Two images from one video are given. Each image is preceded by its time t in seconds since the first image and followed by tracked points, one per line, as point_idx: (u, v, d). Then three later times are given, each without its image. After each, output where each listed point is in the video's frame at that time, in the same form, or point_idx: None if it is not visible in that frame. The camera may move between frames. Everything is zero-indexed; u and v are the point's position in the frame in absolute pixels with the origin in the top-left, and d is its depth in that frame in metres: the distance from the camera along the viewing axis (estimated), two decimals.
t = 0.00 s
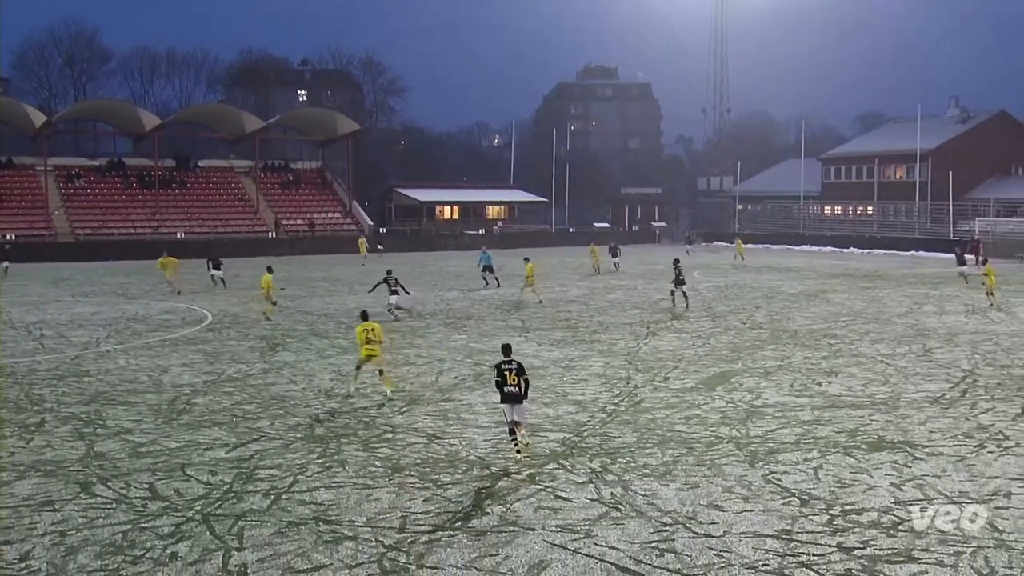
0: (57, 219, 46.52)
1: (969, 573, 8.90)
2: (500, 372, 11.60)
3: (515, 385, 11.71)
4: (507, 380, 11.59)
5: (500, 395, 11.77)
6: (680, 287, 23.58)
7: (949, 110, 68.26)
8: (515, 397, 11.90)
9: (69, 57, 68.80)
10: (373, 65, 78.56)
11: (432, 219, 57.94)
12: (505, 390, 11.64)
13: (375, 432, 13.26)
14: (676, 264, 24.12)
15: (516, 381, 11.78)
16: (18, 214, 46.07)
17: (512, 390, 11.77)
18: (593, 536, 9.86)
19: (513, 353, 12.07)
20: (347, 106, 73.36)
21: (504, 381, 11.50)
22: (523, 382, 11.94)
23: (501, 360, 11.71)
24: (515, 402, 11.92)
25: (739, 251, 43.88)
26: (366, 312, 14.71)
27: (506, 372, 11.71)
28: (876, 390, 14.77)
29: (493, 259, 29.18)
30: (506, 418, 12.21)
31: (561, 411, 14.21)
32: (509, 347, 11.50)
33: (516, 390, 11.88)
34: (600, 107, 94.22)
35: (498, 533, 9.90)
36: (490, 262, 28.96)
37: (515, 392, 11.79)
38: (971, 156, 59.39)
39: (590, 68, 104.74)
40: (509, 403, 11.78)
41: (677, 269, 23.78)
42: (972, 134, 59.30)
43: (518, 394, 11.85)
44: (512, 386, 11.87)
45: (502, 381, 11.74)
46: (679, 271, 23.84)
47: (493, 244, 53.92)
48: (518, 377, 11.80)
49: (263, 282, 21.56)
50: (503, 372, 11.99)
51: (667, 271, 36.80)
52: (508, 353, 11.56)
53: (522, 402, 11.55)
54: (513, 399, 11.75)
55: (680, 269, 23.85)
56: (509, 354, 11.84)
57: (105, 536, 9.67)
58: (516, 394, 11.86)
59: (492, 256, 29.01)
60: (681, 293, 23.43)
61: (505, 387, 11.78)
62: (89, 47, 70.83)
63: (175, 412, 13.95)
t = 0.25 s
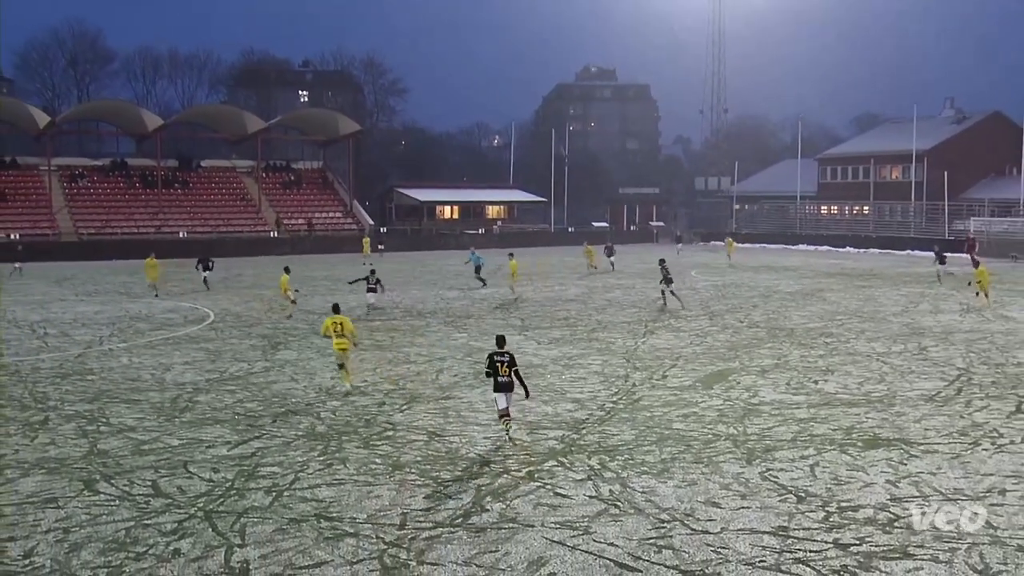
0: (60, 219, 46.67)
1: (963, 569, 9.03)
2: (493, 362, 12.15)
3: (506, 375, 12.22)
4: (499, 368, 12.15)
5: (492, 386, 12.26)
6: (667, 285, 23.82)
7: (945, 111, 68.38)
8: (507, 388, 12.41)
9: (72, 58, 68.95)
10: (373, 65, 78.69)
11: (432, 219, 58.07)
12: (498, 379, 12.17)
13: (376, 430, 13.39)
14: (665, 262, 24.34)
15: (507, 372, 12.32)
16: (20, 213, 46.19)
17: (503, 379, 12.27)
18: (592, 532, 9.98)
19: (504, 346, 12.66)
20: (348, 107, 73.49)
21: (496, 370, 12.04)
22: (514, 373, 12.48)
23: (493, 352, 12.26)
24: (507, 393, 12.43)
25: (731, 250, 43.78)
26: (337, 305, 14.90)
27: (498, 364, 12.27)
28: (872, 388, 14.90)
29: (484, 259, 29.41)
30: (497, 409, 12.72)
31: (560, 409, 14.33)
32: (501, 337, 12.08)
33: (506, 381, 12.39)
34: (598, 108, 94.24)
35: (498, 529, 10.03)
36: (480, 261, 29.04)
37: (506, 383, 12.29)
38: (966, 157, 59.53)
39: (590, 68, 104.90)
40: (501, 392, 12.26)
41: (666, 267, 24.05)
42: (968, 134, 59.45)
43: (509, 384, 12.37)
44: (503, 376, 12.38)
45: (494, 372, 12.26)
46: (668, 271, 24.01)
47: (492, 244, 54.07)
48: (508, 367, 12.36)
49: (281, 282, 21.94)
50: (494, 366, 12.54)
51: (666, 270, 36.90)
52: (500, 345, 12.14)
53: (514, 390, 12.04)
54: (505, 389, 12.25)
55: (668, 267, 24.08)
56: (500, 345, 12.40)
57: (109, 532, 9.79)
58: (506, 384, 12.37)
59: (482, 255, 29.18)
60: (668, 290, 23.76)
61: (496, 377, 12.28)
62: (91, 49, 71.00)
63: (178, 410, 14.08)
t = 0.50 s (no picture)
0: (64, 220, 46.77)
1: (960, 566, 9.11)
2: (487, 351, 12.85)
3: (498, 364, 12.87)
4: (493, 355, 12.84)
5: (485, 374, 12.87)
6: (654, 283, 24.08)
7: (942, 112, 68.43)
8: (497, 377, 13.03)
9: (75, 59, 69.11)
10: (375, 65, 78.78)
11: (433, 219, 58.18)
12: (490, 366, 12.84)
13: (378, 428, 13.48)
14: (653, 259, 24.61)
15: (499, 362, 12.99)
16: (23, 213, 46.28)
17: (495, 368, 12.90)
18: (592, 530, 10.06)
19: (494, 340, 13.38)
20: (350, 108, 73.65)
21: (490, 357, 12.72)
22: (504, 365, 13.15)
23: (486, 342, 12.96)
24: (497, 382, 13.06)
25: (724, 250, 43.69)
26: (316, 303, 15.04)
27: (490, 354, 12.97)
28: (870, 387, 14.98)
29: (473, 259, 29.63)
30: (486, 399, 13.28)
31: (560, 407, 14.43)
32: (493, 326, 12.82)
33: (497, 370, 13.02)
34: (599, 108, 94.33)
35: (499, 527, 10.12)
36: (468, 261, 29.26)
37: (498, 371, 12.93)
38: (963, 157, 59.55)
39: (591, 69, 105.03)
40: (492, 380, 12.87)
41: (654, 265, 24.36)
42: (965, 135, 59.49)
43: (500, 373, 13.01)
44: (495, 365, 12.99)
45: (487, 361, 12.91)
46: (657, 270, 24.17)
47: (493, 244, 54.15)
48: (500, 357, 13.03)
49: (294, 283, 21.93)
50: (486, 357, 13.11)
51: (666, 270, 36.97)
52: (493, 334, 12.88)
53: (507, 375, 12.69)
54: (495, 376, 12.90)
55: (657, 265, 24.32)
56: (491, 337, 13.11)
57: (112, 530, 9.88)
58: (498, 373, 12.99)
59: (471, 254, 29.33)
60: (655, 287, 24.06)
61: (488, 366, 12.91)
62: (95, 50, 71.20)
63: (181, 408, 14.18)
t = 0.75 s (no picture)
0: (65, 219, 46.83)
1: (958, 564, 9.19)
2: (475, 350, 13.12)
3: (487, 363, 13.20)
4: (482, 355, 13.15)
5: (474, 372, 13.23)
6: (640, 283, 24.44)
7: (939, 113, 68.61)
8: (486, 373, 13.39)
9: (76, 59, 69.19)
10: (375, 66, 78.84)
11: (433, 220, 58.30)
12: (480, 365, 13.16)
13: (378, 426, 13.56)
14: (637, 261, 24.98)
15: (488, 360, 13.26)
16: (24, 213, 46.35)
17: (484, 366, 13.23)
18: (591, 528, 10.15)
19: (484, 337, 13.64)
20: (350, 108, 73.75)
21: (478, 358, 13.03)
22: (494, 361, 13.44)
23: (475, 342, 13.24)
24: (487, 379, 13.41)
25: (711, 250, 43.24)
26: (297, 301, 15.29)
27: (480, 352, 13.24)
28: (868, 386, 15.07)
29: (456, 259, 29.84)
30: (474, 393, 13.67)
31: (559, 406, 14.51)
32: (482, 327, 13.11)
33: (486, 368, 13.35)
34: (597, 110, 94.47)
35: (499, 525, 10.20)
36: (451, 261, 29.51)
37: (487, 370, 13.26)
38: (961, 158, 59.65)
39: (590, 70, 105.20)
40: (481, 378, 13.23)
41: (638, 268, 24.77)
42: (962, 135, 59.60)
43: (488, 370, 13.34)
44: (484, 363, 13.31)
45: (476, 360, 13.19)
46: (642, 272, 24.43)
47: (493, 244, 54.22)
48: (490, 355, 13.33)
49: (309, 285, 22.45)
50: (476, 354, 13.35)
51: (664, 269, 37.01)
52: (482, 334, 13.11)
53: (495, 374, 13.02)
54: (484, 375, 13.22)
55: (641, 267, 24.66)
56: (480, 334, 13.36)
57: (114, 528, 9.96)
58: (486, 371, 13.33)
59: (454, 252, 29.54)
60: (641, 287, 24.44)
61: (477, 365, 13.24)
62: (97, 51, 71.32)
63: (182, 407, 14.25)
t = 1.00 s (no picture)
0: (67, 219, 46.90)
1: (955, 562, 9.26)
2: (470, 346, 13.25)
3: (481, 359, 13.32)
4: (475, 351, 13.27)
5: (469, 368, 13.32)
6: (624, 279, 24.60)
7: (937, 112, 68.63)
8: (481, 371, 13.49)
9: (78, 60, 69.30)
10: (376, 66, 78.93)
11: (433, 220, 58.39)
12: (474, 361, 13.27)
13: (379, 425, 13.63)
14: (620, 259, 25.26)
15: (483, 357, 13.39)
16: (26, 213, 46.40)
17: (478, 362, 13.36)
18: (591, 526, 10.22)
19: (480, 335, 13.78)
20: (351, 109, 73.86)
21: (472, 352, 13.15)
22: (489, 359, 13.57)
23: (469, 337, 13.39)
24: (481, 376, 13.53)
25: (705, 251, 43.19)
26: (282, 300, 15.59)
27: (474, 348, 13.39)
28: (866, 385, 15.15)
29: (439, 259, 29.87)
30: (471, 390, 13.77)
31: (559, 405, 14.59)
32: (475, 322, 13.26)
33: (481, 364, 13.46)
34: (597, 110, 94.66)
35: (499, 523, 10.27)
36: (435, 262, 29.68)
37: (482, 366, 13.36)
38: (959, 158, 59.70)
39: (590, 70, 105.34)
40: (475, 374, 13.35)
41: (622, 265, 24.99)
42: (959, 135, 59.67)
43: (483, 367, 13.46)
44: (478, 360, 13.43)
45: (471, 356, 13.33)
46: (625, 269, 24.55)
47: (493, 244, 54.30)
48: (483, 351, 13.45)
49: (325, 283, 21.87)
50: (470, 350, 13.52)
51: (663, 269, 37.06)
52: (475, 329, 13.28)
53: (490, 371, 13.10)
54: (479, 370, 13.35)
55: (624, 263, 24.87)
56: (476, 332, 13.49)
57: (116, 526, 10.04)
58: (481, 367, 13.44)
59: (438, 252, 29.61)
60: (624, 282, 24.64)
61: (472, 361, 13.37)
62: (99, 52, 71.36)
63: (185, 406, 14.33)
